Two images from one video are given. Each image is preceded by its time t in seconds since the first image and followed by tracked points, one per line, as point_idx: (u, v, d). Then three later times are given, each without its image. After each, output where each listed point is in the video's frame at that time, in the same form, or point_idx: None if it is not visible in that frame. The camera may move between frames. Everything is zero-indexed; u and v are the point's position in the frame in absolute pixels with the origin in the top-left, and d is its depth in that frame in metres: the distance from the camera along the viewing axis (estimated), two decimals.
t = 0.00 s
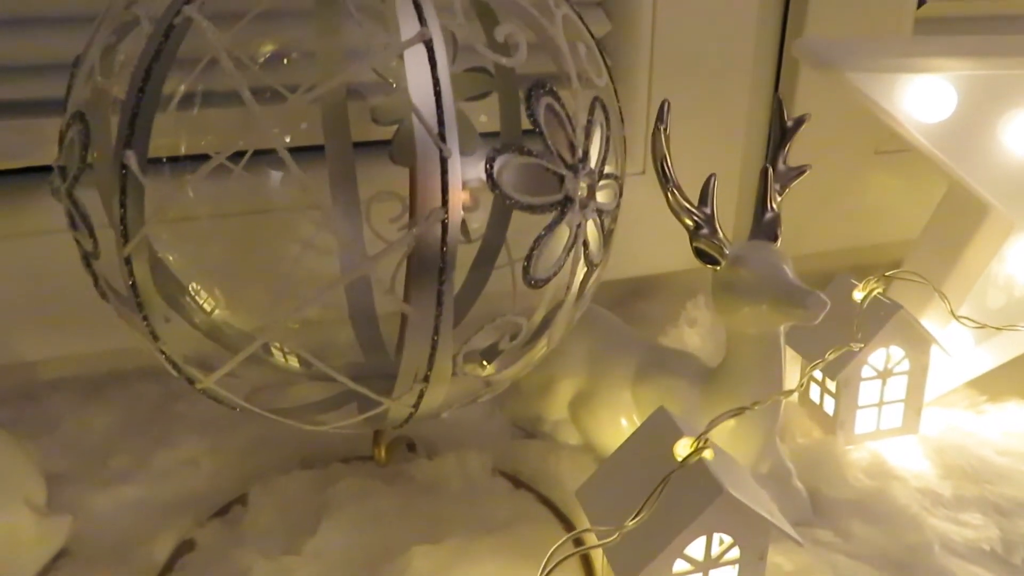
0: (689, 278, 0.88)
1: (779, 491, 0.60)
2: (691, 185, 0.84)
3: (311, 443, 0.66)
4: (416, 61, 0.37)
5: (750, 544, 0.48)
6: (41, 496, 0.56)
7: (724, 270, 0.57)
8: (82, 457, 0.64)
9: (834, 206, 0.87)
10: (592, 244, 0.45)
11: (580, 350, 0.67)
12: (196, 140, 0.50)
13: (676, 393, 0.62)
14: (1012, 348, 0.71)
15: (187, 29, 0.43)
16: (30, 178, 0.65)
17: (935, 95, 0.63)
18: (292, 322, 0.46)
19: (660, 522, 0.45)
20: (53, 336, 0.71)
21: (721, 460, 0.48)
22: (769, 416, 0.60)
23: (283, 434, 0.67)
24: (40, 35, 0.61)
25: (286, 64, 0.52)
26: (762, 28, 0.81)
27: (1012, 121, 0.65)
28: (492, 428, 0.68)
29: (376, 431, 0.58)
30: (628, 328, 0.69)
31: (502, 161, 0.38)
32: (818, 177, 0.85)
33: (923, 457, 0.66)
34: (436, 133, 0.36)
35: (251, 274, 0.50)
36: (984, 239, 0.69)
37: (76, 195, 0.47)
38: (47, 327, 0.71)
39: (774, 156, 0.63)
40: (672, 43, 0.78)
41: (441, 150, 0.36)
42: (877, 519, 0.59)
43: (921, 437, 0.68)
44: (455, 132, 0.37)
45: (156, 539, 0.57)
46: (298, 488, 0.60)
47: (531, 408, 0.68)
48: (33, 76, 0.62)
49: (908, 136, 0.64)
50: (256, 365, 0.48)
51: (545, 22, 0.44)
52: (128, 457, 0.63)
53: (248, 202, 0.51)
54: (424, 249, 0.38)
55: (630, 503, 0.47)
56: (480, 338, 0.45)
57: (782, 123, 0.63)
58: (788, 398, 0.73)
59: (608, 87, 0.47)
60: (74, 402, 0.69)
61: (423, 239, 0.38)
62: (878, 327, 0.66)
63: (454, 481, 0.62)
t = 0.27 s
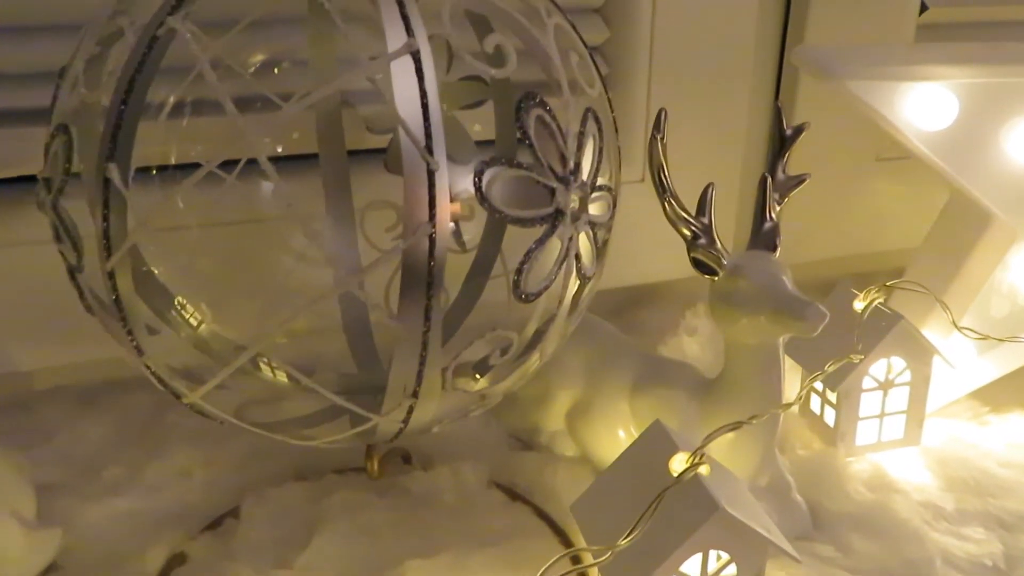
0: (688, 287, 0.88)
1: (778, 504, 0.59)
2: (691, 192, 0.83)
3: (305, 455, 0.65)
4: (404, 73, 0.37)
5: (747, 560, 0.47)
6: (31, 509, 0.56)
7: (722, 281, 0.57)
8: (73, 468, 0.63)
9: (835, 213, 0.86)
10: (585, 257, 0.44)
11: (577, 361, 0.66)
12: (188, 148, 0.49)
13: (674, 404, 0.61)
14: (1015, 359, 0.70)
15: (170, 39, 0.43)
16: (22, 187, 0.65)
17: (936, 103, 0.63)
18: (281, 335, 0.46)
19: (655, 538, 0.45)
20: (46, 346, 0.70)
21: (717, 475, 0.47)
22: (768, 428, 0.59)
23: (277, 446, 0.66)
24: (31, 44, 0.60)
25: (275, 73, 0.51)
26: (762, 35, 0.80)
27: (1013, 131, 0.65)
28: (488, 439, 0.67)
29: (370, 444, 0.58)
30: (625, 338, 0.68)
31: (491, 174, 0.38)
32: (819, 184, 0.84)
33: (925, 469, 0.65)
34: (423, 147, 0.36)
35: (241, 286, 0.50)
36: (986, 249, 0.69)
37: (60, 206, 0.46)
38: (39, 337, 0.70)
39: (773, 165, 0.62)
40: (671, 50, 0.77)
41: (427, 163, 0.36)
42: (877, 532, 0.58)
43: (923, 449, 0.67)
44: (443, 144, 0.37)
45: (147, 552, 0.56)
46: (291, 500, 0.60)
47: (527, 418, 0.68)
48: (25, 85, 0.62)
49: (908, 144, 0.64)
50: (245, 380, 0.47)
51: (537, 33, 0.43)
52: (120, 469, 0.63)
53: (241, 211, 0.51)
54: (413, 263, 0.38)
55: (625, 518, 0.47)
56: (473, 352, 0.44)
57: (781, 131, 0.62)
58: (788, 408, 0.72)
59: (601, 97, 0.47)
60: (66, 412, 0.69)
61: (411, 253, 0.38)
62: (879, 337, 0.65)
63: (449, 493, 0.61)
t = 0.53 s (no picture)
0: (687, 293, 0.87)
1: (776, 515, 0.58)
2: (690, 197, 0.82)
3: (297, 464, 0.65)
4: (389, 80, 0.37)
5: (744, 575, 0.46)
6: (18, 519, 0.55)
7: (719, 288, 0.56)
8: (63, 477, 0.63)
9: (834, 218, 0.85)
10: (575, 265, 0.44)
11: (572, 368, 0.65)
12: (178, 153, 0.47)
13: (670, 413, 0.60)
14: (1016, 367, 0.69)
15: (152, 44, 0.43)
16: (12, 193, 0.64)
17: (937, 107, 0.62)
18: (265, 346, 0.45)
19: (649, 552, 0.44)
20: (37, 354, 0.70)
21: (713, 488, 0.46)
22: (767, 438, 0.58)
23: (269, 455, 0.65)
24: (19, 49, 0.60)
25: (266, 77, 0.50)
26: (761, 39, 0.79)
27: (1014, 135, 0.64)
28: (482, 448, 0.66)
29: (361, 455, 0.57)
30: (622, 346, 0.67)
31: (477, 181, 0.39)
32: (819, 187, 0.83)
33: (927, 479, 0.64)
34: (408, 154, 0.36)
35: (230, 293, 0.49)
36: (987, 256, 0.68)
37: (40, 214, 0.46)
38: (31, 345, 0.69)
39: (772, 170, 0.62)
40: (669, 54, 0.76)
41: (412, 171, 0.36)
42: (877, 544, 0.57)
43: (925, 458, 0.66)
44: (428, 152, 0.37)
45: (135, 563, 0.55)
46: (282, 511, 0.59)
47: (523, 427, 0.67)
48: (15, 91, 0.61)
49: (908, 149, 0.63)
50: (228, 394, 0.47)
51: (525, 37, 0.43)
52: (110, 478, 0.62)
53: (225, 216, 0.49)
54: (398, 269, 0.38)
55: (619, 531, 0.46)
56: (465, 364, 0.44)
57: (779, 135, 0.61)
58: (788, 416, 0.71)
59: (591, 101, 0.46)
60: (57, 420, 0.68)
61: (396, 259, 0.38)
62: (880, 345, 0.64)
63: (442, 503, 0.60)
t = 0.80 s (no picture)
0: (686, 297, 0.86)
1: (774, 524, 0.57)
2: (688, 201, 0.81)
3: (290, 472, 0.64)
4: (372, 84, 0.36)
5: None
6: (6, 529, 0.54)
7: (715, 295, 0.55)
8: (53, 485, 0.62)
9: (834, 222, 0.84)
10: (564, 272, 0.44)
11: (568, 374, 0.65)
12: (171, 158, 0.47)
13: (667, 421, 0.60)
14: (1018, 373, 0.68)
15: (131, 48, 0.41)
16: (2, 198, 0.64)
17: (937, 110, 0.61)
18: (249, 356, 0.44)
19: (642, 564, 0.43)
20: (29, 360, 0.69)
21: (707, 498, 0.46)
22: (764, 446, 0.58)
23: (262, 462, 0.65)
24: (5, 54, 0.59)
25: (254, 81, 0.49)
26: (759, 42, 0.78)
27: (1016, 137, 0.63)
28: (477, 455, 0.65)
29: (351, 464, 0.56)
30: (619, 352, 0.66)
31: (463, 187, 0.38)
32: (819, 192, 0.82)
33: (927, 486, 0.63)
34: (392, 160, 0.36)
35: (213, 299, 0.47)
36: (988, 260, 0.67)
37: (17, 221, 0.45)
38: (22, 351, 0.69)
39: (769, 174, 0.61)
40: (667, 57, 0.76)
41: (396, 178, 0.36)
42: (877, 554, 0.56)
43: (925, 466, 0.66)
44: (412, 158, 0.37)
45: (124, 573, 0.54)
46: (274, 519, 0.58)
47: (518, 434, 0.66)
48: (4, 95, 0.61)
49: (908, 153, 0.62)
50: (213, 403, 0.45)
51: (513, 40, 0.43)
52: (101, 486, 0.61)
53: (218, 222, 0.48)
54: (382, 277, 0.37)
55: (612, 542, 0.45)
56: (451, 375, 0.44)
57: (777, 139, 0.61)
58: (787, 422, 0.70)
59: (582, 105, 0.46)
60: (48, 427, 0.67)
61: (380, 267, 0.37)
62: (879, 351, 0.63)
63: (436, 512, 0.59)
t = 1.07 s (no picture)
0: (684, 300, 0.85)
1: (771, 532, 0.56)
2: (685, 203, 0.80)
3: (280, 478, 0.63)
4: (350, 83, 0.36)
5: None
6: None
7: (710, 298, 0.54)
8: (40, 491, 0.61)
9: (833, 225, 0.83)
10: (551, 276, 0.43)
11: (562, 379, 0.64)
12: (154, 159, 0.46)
13: (661, 426, 0.59)
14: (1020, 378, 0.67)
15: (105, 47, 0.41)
16: None
17: (936, 110, 0.60)
18: (227, 360, 0.43)
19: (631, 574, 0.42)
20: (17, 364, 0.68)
21: (699, 506, 0.45)
22: (760, 452, 0.57)
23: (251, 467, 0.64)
24: None
25: (236, 83, 0.48)
26: (757, 42, 0.78)
27: (1017, 138, 0.62)
28: (470, 461, 0.64)
29: (338, 472, 0.55)
30: (613, 356, 0.65)
31: (444, 189, 0.37)
32: (817, 194, 0.81)
33: (927, 493, 0.62)
34: (369, 161, 0.35)
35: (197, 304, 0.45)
36: (990, 262, 0.66)
37: None
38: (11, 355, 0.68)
39: (765, 175, 0.60)
40: (663, 57, 0.75)
41: (372, 179, 0.35)
42: (875, 562, 0.55)
43: (926, 471, 0.64)
44: (390, 158, 0.36)
45: None
46: (263, 526, 0.57)
47: (511, 439, 0.65)
48: None
49: (907, 154, 0.61)
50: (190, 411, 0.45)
51: (498, 39, 0.42)
52: (88, 492, 0.61)
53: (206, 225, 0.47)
54: (359, 279, 0.37)
55: (602, 551, 0.44)
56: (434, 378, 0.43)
57: (772, 140, 0.60)
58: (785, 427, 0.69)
59: (568, 105, 0.45)
60: (37, 433, 0.67)
61: (358, 269, 0.37)
62: (878, 356, 0.62)
63: (427, 518, 0.58)
